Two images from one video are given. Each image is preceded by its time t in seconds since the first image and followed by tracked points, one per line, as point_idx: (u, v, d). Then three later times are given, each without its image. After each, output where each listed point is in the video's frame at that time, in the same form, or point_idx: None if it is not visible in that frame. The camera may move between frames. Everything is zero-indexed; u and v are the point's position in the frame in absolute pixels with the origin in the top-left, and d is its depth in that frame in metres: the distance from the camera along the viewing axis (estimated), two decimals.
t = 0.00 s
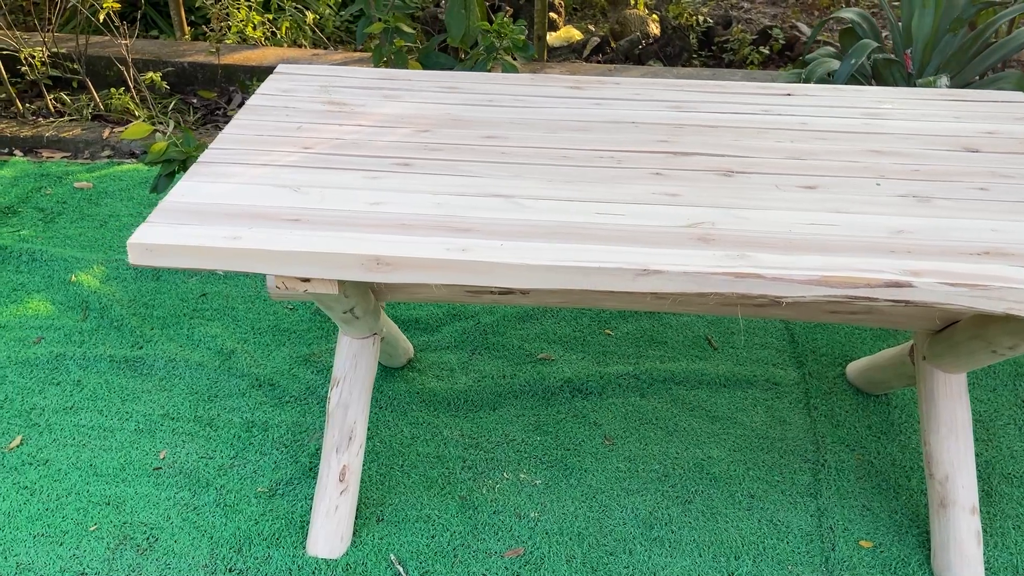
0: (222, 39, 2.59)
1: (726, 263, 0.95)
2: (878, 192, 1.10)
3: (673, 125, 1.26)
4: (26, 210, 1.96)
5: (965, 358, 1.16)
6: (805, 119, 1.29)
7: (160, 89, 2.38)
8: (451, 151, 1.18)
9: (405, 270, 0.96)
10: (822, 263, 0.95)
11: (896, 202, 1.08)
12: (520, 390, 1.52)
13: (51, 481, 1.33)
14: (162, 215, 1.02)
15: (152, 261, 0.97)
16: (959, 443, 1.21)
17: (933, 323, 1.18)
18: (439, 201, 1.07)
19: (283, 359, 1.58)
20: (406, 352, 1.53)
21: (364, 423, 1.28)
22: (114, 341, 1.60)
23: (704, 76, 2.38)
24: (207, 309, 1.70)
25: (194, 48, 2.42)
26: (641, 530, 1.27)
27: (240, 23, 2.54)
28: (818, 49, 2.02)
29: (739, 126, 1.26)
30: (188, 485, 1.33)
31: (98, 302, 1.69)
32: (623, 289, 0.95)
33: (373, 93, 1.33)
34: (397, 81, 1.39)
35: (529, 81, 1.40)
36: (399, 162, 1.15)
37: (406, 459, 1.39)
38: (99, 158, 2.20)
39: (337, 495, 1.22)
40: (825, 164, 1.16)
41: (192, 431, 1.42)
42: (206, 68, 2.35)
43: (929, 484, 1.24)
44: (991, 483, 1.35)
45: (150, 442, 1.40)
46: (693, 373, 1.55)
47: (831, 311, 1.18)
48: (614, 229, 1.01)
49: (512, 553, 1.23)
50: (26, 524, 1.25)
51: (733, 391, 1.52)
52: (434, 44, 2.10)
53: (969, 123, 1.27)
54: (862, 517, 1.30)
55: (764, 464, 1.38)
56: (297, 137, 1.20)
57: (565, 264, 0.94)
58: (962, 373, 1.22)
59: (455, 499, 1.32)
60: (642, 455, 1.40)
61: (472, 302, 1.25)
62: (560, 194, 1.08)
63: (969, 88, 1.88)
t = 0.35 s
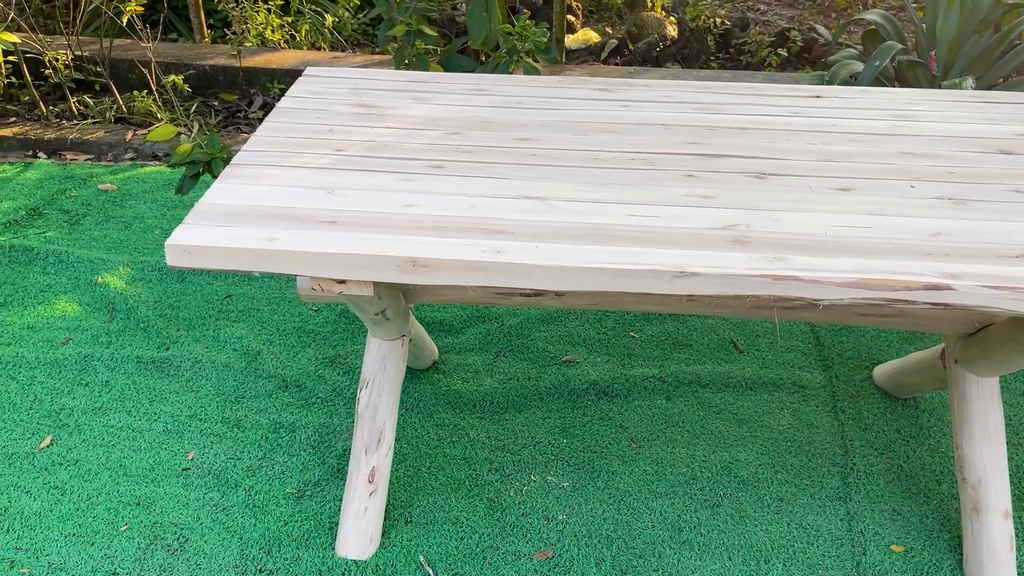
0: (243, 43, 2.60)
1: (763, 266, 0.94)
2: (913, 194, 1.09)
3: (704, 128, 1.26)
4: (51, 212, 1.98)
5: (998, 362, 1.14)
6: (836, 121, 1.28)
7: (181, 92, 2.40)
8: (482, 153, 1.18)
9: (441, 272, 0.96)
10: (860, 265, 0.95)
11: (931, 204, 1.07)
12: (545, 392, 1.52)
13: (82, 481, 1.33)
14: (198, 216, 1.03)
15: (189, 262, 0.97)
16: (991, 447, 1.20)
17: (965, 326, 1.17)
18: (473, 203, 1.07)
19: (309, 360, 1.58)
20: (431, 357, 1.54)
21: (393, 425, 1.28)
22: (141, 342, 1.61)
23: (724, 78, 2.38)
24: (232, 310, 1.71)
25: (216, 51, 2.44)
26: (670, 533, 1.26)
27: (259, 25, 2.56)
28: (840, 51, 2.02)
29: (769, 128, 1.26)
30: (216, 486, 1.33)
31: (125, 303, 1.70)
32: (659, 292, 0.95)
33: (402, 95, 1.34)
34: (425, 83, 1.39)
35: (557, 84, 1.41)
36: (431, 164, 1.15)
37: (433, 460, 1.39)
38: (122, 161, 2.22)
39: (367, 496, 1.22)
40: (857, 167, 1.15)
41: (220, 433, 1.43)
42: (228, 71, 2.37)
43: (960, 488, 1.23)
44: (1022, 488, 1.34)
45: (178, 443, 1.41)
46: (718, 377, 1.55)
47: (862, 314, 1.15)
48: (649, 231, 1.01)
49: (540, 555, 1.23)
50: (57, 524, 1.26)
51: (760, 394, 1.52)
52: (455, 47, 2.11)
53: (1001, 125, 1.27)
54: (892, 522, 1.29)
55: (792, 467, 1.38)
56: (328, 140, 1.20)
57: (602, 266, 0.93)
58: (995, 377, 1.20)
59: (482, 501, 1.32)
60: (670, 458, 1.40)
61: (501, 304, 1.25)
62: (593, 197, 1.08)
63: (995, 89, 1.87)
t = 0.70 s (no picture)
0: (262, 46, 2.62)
1: (797, 268, 0.94)
2: (944, 196, 1.09)
3: (731, 130, 1.26)
4: (75, 214, 2.01)
5: None
6: (863, 123, 1.28)
7: (201, 95, 2.43)
8: (511, 156, 1.18)
9: (473, 274, 0.96)
10: (893, 267, 0.94)
11: (963, 206, 1.07)
12: (568, 394, 1.53)
13: (110, 481, 1.34)
14: (231, 220, 1.03)
15: (223, 265, 0.98)
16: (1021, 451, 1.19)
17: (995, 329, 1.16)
18: (503, 205, 1.07)
19: (333, 361, 1.60)
20: (455, 357, 1.55)
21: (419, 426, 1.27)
22: (166, 343, 1.63)
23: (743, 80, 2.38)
24: (256, 312, 1.72)
25: (235, 54, 2.46)
26: (697, 535, 1.26)
27: (278, 29, 2.56)
28: (861, 54, 2.02)
29: (796, 130, 1.26)
30: (243, 487, 1.34)
31: (150, 305, 1.71)
32: (692, 294, 0.95)
33: (428, 98, 1.35)
34: (451, 86, 1.40)
35: (582, 86, 1.41)
36: (460, 167, 1.16)
37: (458, 462, 1.39)
38: (144, 163, 2.25)
39: (394, 497, 1.22)
40: (887, 169, 1.15)
41: (246, 434, 1.44)
42: (247, 74, 2.39)
43: (989, 491, 1.22)
44: None
45: (204, 443, 1.42)
46: (742, 379, 1.55)
47: (891, 317, 1.13)
48: (680, 232, 1.01)
49: (567, 557, 1.23)
50: (86, 524, 1.27)
51: (784, 396, 1.52)
52: (474, 49, 2.11)
53: None
54: (920, 525, 1.28)
55: (817, 470, 1.38)
56: (357, 143, 1.21)
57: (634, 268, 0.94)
58: None
59: (508, 502, 1.32)
60: (694, 460, 1.40)
61: (527, 306, 1.23)
62: (622, 199, 1.08)
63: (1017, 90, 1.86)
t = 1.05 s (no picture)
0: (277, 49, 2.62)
1: (823, 269, 0.94)
2: (969, 197, 1.08)
3: (753, 131, 1.26)
4: (95, 216, 2.04)
5: None
6: (886, 124, 1.28)
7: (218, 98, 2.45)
8: (533, 157, 1.19)
9: (498, 275, 0.96)
10: (921, 268, 0.94)
11: (989, 207, 1.06)
12: (587, 396, 1.53)
13: (134, 481, 1.35)
14: (257, 222, 1.04)
15: (249, 266, 0.98)
16: None
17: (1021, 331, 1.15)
18: (527, 206, 1.07)
19: (352, 363, 1.60)
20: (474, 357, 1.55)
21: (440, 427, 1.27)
22: (186, 344, 1.64)
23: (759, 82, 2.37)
24: (276, 313, 1.74)
25: (252, 57, 2.48)
26: (718, 537, 1.26)
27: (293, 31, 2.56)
28: (878, 55, 2.01)
29: (818, 131, 1.26)
30: (265, 487, 1.34)
31: (169, 306, 1.73)
32: (718, 294, 0.95)
33: (450, 100, 1.35)
34: (472, 88, 1.41)
35: (602, 88, 1.41)
36: (483, 168, 1.16)
37: (479, 463, 1.40)
38: (162, 165, 2.27)
39: (416, 498, 1.22)
40: (911, 170, 1.15)
41: (267, 434, 1.44)
42: (264, 77, 2.40)
43: (1014, 495, 1.21)
44: None
45: (226, 444, 1.43)
46: (762, 381, 1.55)
47: (913, 318, 1.12)
48: (705, 233, 1.01)
49: (589, 558, 1.23)
50: (110, 523, 1.28)
51: (805, 398, 1.52)
52: (490, 51, 2.11)
53: None
54: (943, 528, 1.27)
55: (839, 472, 1.37)
56: (380, 144, 1.22)
57: (660, 269, 0.93)
58: None
59: (529, 504, 1.32)
60: (715, 462, 1.39)
61: (548, 307, 1.20)
62: (646, 200, 1.09)
63: None
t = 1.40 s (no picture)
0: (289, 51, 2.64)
1: (844, 269, 0.94)
2: (989, 197, 1.08)
3: (769, 132, 1.26)
4: (110, 217, 2.05)
5: None
6: (903, 124, 1.28)
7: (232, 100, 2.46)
8: (550, 158, 1.19)
9: (517, 275, 0.96)
10: (942, 269, 0.93)
11: (1009, 208, 1.06)
12: (602, 397, 1.53)
13: (151, 480, 1.36)
14: (276, 223, 1.05)
15: (269, 266, 0.99)
16: None
17: None
18: (545, 207, 1.08)
19: (366, 363, 1.61)
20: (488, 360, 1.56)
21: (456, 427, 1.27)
22: (201, 345, 1.65)
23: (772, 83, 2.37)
24: (290, 314, 1.75)
25: (265, 60, 2.49)
26: (734, 539, 1.26)
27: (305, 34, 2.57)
28: (892, 56, 2.01)
29: (836, 132, 1.25)
30: (281, 487, 1.35)
31: (184, 307, 1.74)
32: (738, 295, 0.95)
33: (466, 102, 1.36)
34: (488, 90, 1.41)
35: (617, 89, 1.42)
36: (500, 169, 1.16)
37: (493, 463, 1.40)
38: (176, 167, 2.29)
39: (432, 498, 1.22)
40: (930, 170, 1.15)
41: (282, 434, 1.45)
42: (276, 79, 2.42)
43: None
44: None
45: (241, 444, 1.43)
46: (776, 383, 1.54)
47: (931, 319, 1.12)
48: (724, 234, 1.01)
49: (605, 559, 1.23)
50: (128, 522, 1.29)
51: (820, 400, 1.51)
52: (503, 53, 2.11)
53: None
54: (961, 530, 1.27)
55: (855, 474, 1.37)
56: (397, 145, 1.22)
57: (680, 269, 0.93)
58: None
59: (544, 505, 1.32)
60: (730, 463, 1.39)
61: (563, 308, 1.20)
62: (664, 201, 1.09)
63: None
